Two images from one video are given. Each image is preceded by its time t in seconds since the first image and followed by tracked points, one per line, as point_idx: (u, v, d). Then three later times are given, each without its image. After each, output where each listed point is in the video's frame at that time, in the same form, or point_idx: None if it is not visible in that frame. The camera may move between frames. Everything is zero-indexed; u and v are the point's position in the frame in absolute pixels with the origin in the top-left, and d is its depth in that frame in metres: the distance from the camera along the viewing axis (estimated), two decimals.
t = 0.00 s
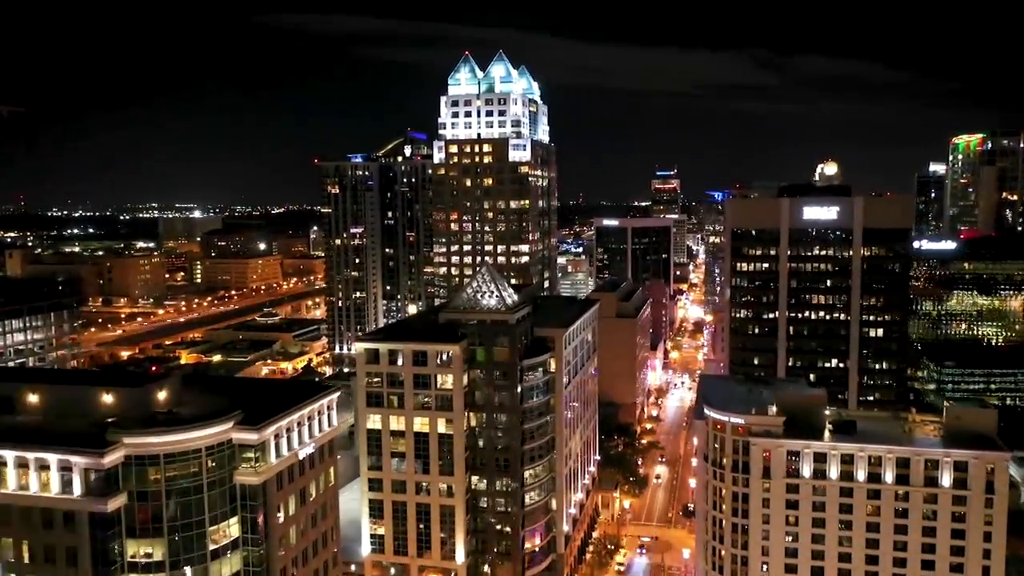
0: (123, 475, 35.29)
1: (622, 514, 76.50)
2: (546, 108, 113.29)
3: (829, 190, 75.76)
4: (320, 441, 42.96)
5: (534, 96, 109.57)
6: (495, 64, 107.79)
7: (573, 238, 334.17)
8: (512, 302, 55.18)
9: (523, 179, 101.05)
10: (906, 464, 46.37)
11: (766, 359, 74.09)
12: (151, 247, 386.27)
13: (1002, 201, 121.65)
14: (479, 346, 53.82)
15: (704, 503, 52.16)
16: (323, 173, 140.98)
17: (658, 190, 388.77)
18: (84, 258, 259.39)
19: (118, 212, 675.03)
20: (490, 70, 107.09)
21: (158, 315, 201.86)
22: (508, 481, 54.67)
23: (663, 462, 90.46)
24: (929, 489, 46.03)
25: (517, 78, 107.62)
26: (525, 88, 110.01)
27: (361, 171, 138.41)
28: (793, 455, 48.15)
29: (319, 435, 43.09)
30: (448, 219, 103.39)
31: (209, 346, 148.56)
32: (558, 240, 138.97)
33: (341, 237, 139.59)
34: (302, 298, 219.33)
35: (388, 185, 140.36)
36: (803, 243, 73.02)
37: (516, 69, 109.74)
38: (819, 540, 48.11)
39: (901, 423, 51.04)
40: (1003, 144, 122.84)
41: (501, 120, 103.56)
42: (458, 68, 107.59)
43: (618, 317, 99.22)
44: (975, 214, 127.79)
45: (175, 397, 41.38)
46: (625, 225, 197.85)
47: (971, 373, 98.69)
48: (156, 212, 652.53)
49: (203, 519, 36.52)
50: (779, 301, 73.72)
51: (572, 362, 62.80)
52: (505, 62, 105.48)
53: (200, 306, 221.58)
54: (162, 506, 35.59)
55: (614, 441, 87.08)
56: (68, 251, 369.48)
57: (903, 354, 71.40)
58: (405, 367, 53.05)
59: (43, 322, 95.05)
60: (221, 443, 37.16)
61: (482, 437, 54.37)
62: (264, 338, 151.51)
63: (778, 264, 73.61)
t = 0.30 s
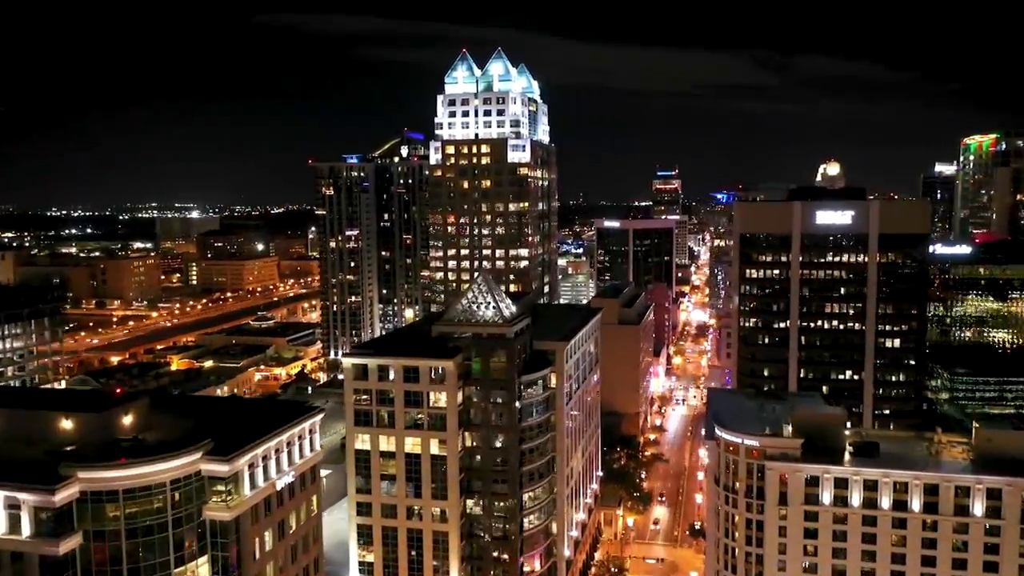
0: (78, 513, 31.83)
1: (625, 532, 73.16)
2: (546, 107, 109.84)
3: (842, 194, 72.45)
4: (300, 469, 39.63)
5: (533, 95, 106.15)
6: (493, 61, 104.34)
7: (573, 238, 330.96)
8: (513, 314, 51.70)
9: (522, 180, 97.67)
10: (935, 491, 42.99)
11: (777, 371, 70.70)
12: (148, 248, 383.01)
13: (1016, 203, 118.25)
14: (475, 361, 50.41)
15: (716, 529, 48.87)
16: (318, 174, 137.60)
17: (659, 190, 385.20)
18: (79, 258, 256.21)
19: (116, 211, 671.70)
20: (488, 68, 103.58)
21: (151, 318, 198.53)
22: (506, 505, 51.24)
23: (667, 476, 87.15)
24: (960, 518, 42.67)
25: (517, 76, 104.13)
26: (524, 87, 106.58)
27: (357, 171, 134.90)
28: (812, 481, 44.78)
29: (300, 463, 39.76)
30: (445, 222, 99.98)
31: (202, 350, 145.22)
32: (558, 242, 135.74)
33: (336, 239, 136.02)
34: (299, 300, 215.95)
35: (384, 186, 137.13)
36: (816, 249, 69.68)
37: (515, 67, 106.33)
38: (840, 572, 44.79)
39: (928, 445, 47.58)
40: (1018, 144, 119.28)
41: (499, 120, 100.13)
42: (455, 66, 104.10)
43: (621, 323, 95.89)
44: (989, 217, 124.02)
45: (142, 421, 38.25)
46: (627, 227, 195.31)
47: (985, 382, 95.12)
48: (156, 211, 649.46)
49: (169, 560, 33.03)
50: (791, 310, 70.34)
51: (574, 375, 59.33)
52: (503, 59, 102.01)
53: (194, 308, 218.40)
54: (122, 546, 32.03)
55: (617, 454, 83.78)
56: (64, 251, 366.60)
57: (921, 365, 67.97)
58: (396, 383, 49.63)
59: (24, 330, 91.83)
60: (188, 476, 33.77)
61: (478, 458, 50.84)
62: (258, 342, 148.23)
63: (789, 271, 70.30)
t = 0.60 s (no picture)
0: (20, 571, 28.35)
1: (628, 557, 69.84)
2: (546, 111, 106.48)
3: (855, 202, 69.09)
4: (274, 510, 36.29)
5: (532, 98, 102.86)
6: (491, 63, 100.94)
7: (573, 240, 327.56)
8: (510, 334, 48.19)
9: (520, 186, 94.30)
10: (968, 529, 39.46)
11: (788, 388, 67.24)
12: (145, 251, 379.58)
13: None
14: (468, 385, 47.00)
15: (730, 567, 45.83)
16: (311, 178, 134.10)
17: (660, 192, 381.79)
18: (73, 263, 252.95)
19: (114, 212, 668.42)
20: (485, 69, 100.05)
21: (144, 324, 195.11)
22: (502, 540, 47.75)
23: (671, 494, 83.88)
24: (995, 559, 39.14)
25: (515, 79, 100.81)
26: (522, 89, 103.19)
27: (352, 176, 131.47)
28: (833, 516, 41.40)
29: (275, 502, 36.39)
30: (441, 230, 96.47)
31: (193, 359, 141.76)
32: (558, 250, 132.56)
33: (330, 246, 132.48)
34: (295, 305, 212.42)
35: (380, 191, 133.95)
36: (830, 260, 66.20)
37: (512, 69, 102.98)
38: None
39: (957, 477, 44.07)
40: None
41: (497, 123, 96.71)
42: (451, 68, 100.59)
43: (623, 335, 92.56)
44: (1002, 221, 119.96)
45: (102, 457, 34.92)
46: (627, 231, 191.93)
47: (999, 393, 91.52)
48: (154, 213, 646.05)
49: None
50: (803, 324, 66.89)
51: (575, 396, 55.90)
52: (501, 61, 98.66)
53: (189, 313, 214.97)
54: None
55: (619, 471, 80.50)
56: (59, 254, 363.31)
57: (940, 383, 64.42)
58: (384, 409, 46.16)
59: (1, 342, 88.29)
60: (145, 525, 30.33)
61: (471, 488, 47.41)
62: (250, 351, 144.97)
63: (801, 283, 66.83)
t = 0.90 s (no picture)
0: None
1: None
2: (545, 114, 103.05)
3: (871, 212, 65.70)
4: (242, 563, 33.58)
5: (531, 101, 99.47)
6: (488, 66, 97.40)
7: (574, 244, 324.36)
8: (510, 359, 44.69)
9: (518, 193, 90.92)
10: None
11: (800, 407, 63.85)
12: (142, 254, 376.89)
13: None
14: (462, 413, 43.52)
15: None
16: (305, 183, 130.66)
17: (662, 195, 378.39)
18: (67, 267, 249.75)
19: (113, 214, 666.16)
20: (483, 71, 96.39)
21: (137, 331, 191.87)
22: None
23: (675, 514, 80.54)
24: None
25: (513, 81, 97.37)
26: (521, 91, 99.64)
27: (346, 181, 128.08)
28: (858, 560, 38.03)
29: (244, 554, 33.74)
30: (437, 238, 93.12)
31: (184, 368, 138.38)
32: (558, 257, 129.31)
33: (324, 253, 128.98)
34: (291, 311, 209.01)
35: (376, 197, 130.90)
36: (846, 273, 62.75)
37: (511, 72, 99.54)
38: None
39: (988, 513, 40.80)
40: None
41: (495, 128, 93.21)
42: (447, 70, 97.11)
43: (626, 347, 89.07)
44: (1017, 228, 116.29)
45: (51, 504, 31.27)
46: (629, 236, 188.40)
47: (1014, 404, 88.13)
48: (154, 215, 644.36)
49: None
50: (816, 340, 63.53)
51: (577, 420, 52.36)
52: (499, 63, 95.26)
53: (183, 319, 211.62)
54: None
55: (622, 490, 77.21)
56: (56, 257, 360.40)
57: (962, 402, 60.78)
58: (370, 440, 42.70)
59: None
60: None
61: (464, 524, 43.95)
62: (243, 359, 141.68)
63: (814, 297, 63.47)
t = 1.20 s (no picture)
0: None
1: None
2: (544, 118, 99.91)
3: (885, 222, 62.47)
4: None
5: (528, 104, 96.29)
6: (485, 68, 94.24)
7: (573, 246, 321.60)
8: (504, 387, 41.55)
9: (516, 201, 87.68)
10: None
11: (812, 428, 60.58)
12: (138, 256, 373.65)
13: None
14: (451, 445, 40.21)
15: None
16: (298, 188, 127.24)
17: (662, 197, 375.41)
18: (60, 272, 246.28)
19: (110, 215, 661.04)
20: (479, 74, 93.22)
21: (128, 337, 188.52)
22: None
23: (679, 534, 77.33)
24: None
25: (510, 84, 94.17)
26: (518, 94, 96.58)
27: (340, 186, 124.68)
28: None
29: None
30: (432, 246, 89.78)
31: (174, 378, 135.05)
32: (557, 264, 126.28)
33: (317, 259, 125.61)
34: (286, 316, 205.76)
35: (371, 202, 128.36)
36: (860, 287, 59.49)
37: (508, 74, 96.34)
38: None
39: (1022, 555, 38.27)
40: None
41: (491, 132, 89.98)
42: (442, 72, 93.85)
43: (627, 360, 85.87)
44: None
45: None
46: (629, 240, 185.18)
47: None
48: (151, 217, 641.19)
49: None
50: (829, 358, 60.27)
51: (576, 448, 49.04)
52: (496, 65, 92.05)
53: (177, 324, 208.33)
54: None
55: (623, 511, 74.02)
56: (51, 260, 357.11)
57: (983, 423, 57.58)
58: (351, 474, 39.42)
59: None
60: None
61: (454, 566, 40.58)
62: (235, 368, 138.50)
63: (827, 312, 60.16)
